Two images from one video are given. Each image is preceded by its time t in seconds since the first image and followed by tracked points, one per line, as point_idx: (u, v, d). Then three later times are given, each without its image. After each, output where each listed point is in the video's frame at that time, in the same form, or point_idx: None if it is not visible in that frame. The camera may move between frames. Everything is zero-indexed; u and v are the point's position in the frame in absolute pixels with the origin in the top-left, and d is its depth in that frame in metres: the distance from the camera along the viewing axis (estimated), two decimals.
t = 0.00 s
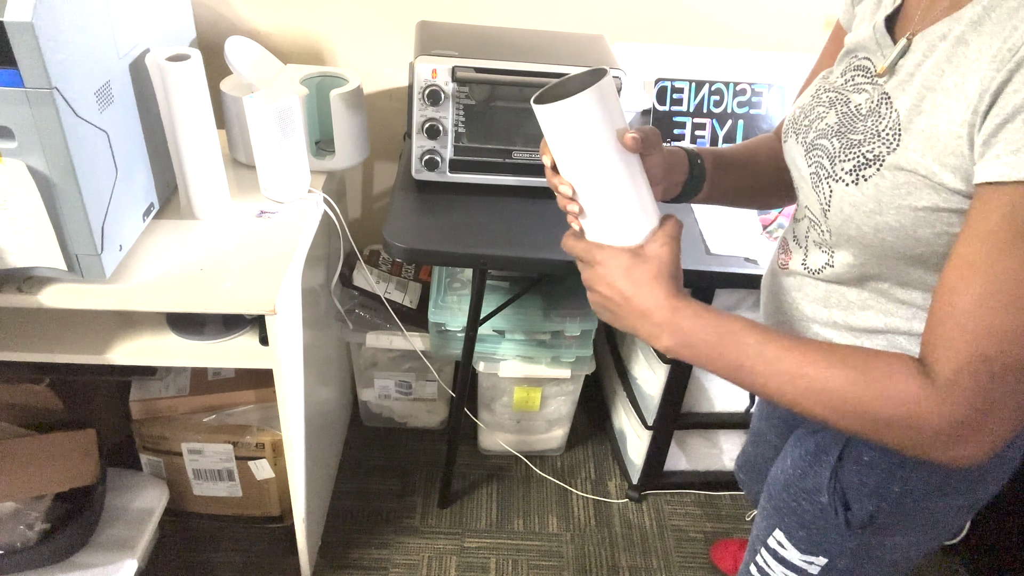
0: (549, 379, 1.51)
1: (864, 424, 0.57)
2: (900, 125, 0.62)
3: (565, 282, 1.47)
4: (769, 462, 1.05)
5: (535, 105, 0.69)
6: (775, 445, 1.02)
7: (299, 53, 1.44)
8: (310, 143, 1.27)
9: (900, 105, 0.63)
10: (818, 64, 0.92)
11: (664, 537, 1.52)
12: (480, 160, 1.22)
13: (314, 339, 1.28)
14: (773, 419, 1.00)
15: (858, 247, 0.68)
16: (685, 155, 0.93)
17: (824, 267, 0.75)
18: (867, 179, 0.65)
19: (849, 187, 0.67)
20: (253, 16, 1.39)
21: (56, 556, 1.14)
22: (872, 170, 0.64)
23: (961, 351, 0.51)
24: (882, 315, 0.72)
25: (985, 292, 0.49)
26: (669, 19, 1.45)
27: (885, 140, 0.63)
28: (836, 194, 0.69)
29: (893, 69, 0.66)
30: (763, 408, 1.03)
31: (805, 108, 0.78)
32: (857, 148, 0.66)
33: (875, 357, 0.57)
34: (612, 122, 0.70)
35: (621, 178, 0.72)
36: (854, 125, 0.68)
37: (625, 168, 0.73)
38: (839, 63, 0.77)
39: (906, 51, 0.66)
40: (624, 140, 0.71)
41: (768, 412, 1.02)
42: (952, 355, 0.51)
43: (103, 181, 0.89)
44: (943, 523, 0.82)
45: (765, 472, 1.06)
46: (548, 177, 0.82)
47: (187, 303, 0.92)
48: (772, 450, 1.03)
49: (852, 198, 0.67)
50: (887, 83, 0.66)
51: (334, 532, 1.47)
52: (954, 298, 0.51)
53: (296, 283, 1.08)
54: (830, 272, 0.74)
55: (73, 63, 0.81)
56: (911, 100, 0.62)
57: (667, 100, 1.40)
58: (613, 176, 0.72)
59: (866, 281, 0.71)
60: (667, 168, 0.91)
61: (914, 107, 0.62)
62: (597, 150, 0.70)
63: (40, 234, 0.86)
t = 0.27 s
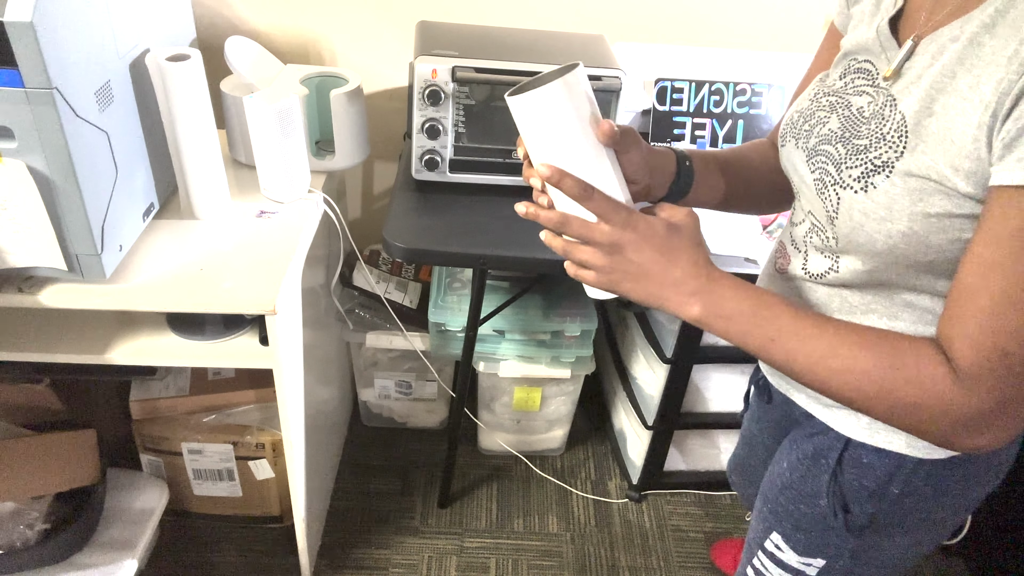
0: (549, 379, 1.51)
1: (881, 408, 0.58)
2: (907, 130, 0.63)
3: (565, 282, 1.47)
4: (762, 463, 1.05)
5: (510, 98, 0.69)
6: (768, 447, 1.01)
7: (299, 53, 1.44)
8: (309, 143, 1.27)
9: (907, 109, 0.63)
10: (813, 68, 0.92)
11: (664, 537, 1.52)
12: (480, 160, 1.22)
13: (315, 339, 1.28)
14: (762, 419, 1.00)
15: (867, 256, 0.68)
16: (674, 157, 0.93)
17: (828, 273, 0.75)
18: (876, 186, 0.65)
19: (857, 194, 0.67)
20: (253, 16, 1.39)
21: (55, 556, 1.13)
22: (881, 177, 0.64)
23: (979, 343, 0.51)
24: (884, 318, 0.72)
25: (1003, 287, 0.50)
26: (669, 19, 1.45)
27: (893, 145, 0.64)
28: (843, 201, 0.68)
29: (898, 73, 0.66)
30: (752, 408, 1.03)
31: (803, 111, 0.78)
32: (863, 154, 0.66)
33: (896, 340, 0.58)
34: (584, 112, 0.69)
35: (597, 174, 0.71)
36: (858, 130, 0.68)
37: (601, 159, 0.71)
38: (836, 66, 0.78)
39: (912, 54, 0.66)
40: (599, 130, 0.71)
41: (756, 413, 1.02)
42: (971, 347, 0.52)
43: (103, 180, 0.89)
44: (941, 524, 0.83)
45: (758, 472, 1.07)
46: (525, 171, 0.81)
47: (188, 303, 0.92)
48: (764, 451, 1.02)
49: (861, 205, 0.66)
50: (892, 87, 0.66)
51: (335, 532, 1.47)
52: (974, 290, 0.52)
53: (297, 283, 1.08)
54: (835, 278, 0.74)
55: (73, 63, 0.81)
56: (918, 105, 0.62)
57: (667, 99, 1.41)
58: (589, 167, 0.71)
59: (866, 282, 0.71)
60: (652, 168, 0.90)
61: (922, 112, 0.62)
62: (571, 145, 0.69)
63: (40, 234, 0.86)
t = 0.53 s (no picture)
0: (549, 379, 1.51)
1: (883, 407, 0.58)
2: (910, 129, 0.63)
3: (565, 282, 1.47)
4: (755, 464, 1.05)
5: (506, 91, 0.67)
6: (761, 449, 1.01)
7: (299, 54, 1.44)
8: (309, 143, 1.27)
9: (909, 108, 0.63)
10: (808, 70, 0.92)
11: (664, 537, 1.53)
12: (480, 160, 1.22)
13: (315, 339, 1.28)
14: (754, 420, 1.00)
15: (866, 254, 0.68)
16: (673, 153, 0.92)
17: (825, 272, 0.75)
18: (879, 186, 0.65)
19: (860, 193, 0.66)
20: (253, 16, 1.39)
21: (56, 556, 1.13)
22: (884, 176, 0.64)
23: (984, 343, 0.51)
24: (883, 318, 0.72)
25: (1011, 285, 0.50)
26: (669, 19, 1.45)
27: (896, 144, 0.64)
28: (845, 201, 0.68)
29: (897, 72, 0.67)
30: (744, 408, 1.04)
31: (801, 112, 0.78)
32: (865, 153, 0.66)
33: (898, 339, 0.58)
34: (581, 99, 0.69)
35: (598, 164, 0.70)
36: (858, 129, 0.68)
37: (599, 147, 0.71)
38: (833, 67, 0.78)
39: (913, 53, 0.66)
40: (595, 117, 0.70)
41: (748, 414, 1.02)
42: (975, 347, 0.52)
43: (103, 180, 0.89)
44: (936, 523, 0.83)
45: (752, 474, 1.07)
46: (522, 167, 0.81)
47: (189, 303, 0.92)
48: (757, 452, 1.02)
49: (863, 205, 0.66)
50: (892, 87, 0.66)
51: (335, 533, 1.47)
52: (981, 289, 0.52)
53: (296, 283, 1.08)
54: (832, 276, 0.74)
55: (73, 63, 0.81)
56: (920, 105, 0.62)
57: (667, 100, 1.41)
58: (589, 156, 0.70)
59: (865, 282, 0.71)
60: (650, 162, 0.90)
61: (925, 111, 0.62)
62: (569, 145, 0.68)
63: (39, 234, 0.86)
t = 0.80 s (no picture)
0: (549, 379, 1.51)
1: (883, 404, 0.58)
2: (908, 126, 0.63)
3: (565, 282, 1.47)
4: (752, 466, 1.05)
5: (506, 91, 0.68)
6: (759, 450, 1.01)
7: (299, 53, 1.44)
8: (309, 143, 1.27)
9: (907, 105, 0.63)
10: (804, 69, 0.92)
11: (664, 537, 1.53)
12: (480, 160, 1.22)
13: (315, 339, 1.28)
14: (752, 422, 0.99)
15: (866, 252, 0.68)
16: (670, 156, 0.93)
17: (824, 271, 0.75)
18: (879, 183, 0.64)
19: (859, 191, 0.66)
20: (253, 16, 1.39)
21: (57, 556, 1.13)
22: (884, 173, 0.64)
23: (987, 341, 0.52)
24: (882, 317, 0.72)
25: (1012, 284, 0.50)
26: (669, 19, 1.45)
27: (895, 142, 0.64)
28: (844, 199, 0.68)
29: (893, 70, 0.67)
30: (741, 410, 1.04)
31: (798, 112, 0.78)
32: (864, 151, 0.66)
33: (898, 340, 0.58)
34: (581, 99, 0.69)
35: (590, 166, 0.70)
36: (856, 127, 0.68)
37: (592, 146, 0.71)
38: (828, 67, 0.78)
39: (908, 51, 0.66)
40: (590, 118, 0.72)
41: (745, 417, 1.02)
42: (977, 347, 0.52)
43: (103, 180, 0.89)
44: (935, 523, 0.83)
45: (749, 477, 1.07)
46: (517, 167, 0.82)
47: (189, 303, 0.92)
48: (755, 454, 1.02)
49: (863, 203, 0.66)
50: (888, 84, 0.66)
51: (335, 532, 1.47)
52: (984, 288, 0.52)
53: (296, 283, 1.08)
54: (831, 275, 0.74)
55: (73, 63, 0.81)
56: (918, 102, 0.62)
57: (667, 99, 1.40)
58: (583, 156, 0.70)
59: (865, 281, 0.72)
60: (647, 164, 0.91)
61: (923, 108, 0.62)
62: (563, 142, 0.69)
63: (39, 234, 0.86)
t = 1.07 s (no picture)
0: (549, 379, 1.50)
1: (881, 402, 0.57)
2: (908, 120, 0.63)
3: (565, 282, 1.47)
4: (751, 466, 1.04)
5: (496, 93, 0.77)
6: (757, 451, 1.01)
7: (299, 54, 1.44)
8: (309, 143, 1.27)
9: (906, 100, 0.63)
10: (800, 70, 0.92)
11: (664, 537, 1.52)
12: (480, 160, 1.23)
13: (315, 338, 1.28)
14: (752, 423, 0.99)
15: (867, 249, 0.68)
16: (661, 160, 0.96)
17: (824, 270, 0.75)
18: (880, 179, 0.65)
19: (860, 187, 0.66)
20: (253, 16, 1.39)
21: (56, 556, 1.13)
22: (885, 169, 0.64)
23: (989, 334, 0.51)
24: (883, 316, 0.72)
25: (1013, 278, 0.50)
26: (669, 19, 1.45)
27: (894, 136, 0.64)
28: (845, 196, 0.68)
29: (891, 67, 0.67)
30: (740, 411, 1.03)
31: (796, 111, 0.78)
32: (864, 148, 0.66)
33: (898, 336, 0.57)
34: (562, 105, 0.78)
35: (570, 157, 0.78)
36: (854, 124, 0.68)
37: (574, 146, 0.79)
38: (825, 65, 0.79)
39: (904, 47, 0.66)
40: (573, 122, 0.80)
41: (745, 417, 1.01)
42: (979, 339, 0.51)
43: (103, 180, 0.89)
44: (936, 523, 0.83)
45: (748, 476, 1.06)
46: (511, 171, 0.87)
47: (189, 302, 0.92)
48: (753, 454, 1.02)
49: (864, 199, 0.66)
50: (886, 80, 0.67)
51: (335, 532, 1.47)
52: (982, 285, 0.52)
53: (297, 283, 1.08)
54: (831, 274, 0.74)
55: (73, 63, 0.81)
56: (917, 96, 0.62)
57: (667, 100, 1.40)
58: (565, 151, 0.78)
59: (865, 280, 0.72)
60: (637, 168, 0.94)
61: (923, 102, 0.62)
62: (556, 144, 0.77)
63: (39, 234, 0.86)
